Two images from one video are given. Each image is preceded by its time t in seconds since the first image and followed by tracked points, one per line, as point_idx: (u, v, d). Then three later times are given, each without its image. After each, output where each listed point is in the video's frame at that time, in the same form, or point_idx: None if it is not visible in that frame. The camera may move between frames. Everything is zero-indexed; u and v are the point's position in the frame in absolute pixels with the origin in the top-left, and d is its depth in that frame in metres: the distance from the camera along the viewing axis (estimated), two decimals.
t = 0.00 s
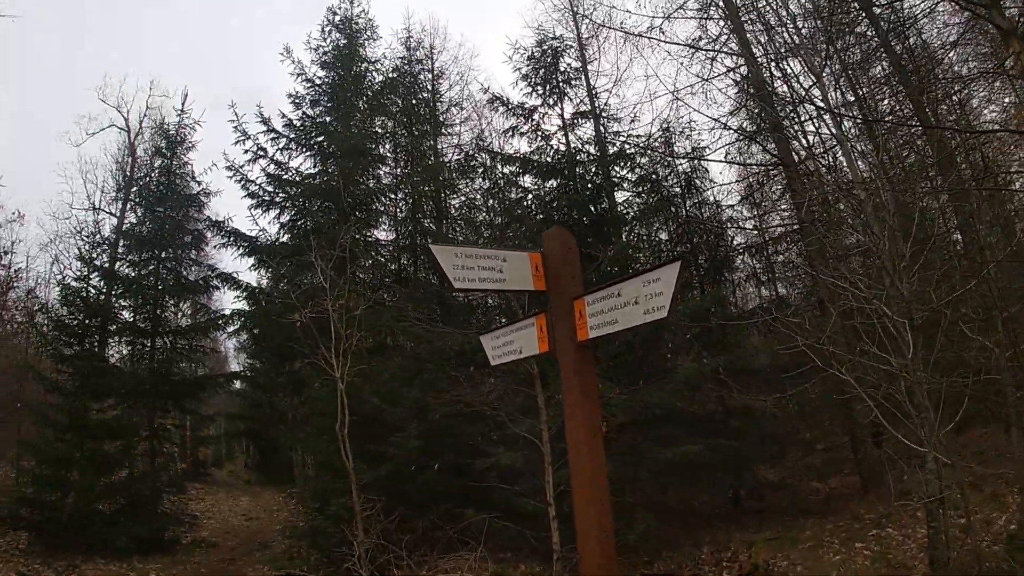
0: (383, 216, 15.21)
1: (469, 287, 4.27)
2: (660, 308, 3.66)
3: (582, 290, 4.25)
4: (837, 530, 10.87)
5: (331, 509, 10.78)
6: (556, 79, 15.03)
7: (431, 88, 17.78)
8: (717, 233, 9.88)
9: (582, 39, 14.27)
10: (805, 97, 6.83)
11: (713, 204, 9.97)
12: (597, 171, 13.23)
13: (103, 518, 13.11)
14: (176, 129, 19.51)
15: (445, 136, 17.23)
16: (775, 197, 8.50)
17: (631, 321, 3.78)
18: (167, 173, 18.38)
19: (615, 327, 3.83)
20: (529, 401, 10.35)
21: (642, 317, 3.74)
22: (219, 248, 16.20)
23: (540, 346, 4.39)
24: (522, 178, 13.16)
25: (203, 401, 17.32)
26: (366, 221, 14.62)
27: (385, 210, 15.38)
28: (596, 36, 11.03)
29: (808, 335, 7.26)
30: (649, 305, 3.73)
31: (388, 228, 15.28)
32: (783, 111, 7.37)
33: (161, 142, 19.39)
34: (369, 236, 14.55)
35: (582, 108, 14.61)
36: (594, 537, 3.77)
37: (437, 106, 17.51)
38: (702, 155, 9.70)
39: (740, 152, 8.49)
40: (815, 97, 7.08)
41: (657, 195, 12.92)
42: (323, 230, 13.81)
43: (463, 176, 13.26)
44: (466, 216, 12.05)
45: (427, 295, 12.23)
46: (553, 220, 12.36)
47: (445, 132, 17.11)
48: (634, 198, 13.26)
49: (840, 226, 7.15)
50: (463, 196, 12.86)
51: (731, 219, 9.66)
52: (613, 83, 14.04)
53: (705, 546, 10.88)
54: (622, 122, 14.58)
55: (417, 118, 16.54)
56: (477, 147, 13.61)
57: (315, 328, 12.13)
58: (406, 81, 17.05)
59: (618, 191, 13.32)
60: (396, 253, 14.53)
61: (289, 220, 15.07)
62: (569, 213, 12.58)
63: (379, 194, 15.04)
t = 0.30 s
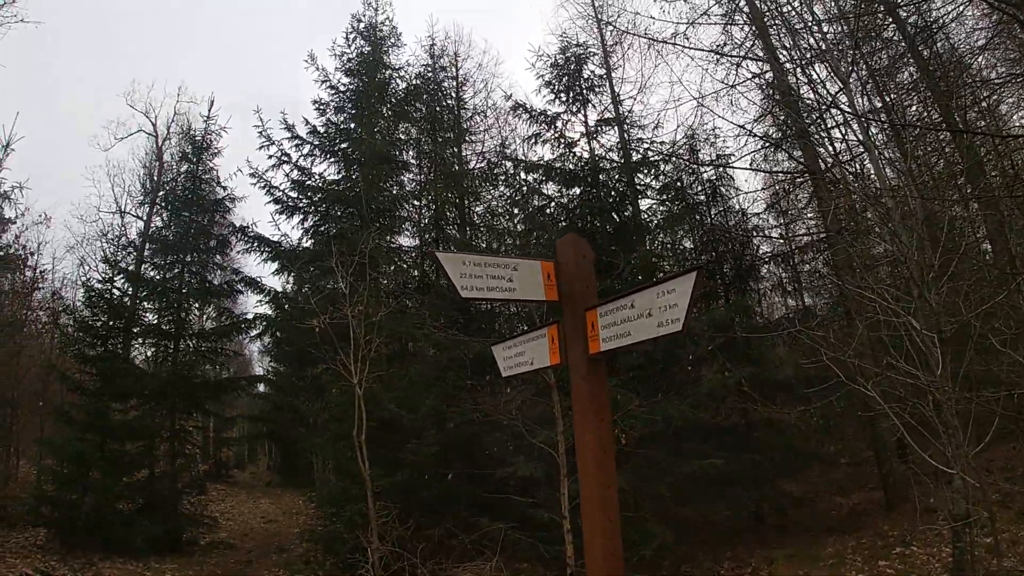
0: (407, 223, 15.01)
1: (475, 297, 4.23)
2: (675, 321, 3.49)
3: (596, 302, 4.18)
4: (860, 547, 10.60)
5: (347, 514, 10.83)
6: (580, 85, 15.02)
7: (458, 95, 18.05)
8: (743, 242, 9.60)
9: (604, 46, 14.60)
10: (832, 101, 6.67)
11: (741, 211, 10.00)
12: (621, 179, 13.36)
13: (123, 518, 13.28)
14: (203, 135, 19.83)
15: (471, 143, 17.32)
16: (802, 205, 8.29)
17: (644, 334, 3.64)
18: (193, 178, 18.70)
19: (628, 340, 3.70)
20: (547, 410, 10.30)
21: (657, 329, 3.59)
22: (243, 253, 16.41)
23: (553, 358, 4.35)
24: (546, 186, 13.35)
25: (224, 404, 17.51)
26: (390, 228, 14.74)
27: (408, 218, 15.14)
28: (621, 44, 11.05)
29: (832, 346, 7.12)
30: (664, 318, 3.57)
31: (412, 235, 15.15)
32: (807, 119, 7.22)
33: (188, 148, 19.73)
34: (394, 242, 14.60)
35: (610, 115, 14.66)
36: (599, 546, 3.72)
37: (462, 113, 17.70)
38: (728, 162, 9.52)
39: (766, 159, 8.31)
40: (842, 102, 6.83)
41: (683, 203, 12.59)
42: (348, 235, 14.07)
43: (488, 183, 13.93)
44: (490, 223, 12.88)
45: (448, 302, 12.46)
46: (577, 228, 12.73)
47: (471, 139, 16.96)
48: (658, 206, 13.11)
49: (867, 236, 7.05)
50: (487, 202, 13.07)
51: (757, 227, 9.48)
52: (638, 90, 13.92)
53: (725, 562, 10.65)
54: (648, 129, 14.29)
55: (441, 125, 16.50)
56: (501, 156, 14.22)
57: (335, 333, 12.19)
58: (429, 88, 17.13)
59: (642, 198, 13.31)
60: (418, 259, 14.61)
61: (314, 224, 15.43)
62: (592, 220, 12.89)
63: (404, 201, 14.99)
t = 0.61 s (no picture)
0: (432, 228, 15.04)
1: (476, 302, 4.18)
2: (681, 326, 3.47)
3: (604, 307, 4.16)
4: (893, 556, 10.31)
5: (371, 519, 10.89)
6: (602, 88, 14.98)
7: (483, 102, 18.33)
8: (771, 243, 9.46)
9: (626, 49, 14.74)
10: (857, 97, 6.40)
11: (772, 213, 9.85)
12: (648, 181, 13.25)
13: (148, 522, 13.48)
14: (229, 144, 20.18)
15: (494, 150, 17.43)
16: (829, 204, 8.10)
17: (650, 339, 3.60)
18: (221, 188, 19.03)
19: (635, 345, 3.65)
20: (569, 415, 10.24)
21: (663, 335, 3.56)
22: (269, 261, 16.62)
23: (561, 365, 4.29)
24: (571, 192, 13.13)
25: (252, 410, 17.76)
26: (416, 236, 14.41)
27: (434, 223, 15.32)
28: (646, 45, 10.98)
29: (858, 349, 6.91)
30: (671, 323, 3.55)
31: (439, 240, 15.21)
32: (834, 116, 7.07)
33: (215, 157, 20.08)
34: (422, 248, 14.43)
35: (634, 117, 14.70)
36: (606, 552, 3.67)
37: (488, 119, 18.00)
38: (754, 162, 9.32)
39: (794, 158, 8.20)
40: (868, 98, 6.59)
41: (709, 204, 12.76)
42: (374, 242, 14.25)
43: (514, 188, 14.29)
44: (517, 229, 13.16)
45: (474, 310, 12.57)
46: (601, 232, 12.63)
47: (495, 145, 17.66)
48: (684, 209, 13.14)
49: (894, 237, 6.84)
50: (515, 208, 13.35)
51: (784, 228, 9.31)
52: (661, 92, 13.83)
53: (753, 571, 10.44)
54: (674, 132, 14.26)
55: (464, 132, 16.90)
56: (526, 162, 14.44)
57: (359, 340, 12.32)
58: (454, 94, 17.39)
59: (670, 201, 13.26)
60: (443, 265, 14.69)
61: (339, 232, 15.47)
62: (615, 224, 12.84)
63: (429, 206, 15.01)
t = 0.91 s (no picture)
0: (475, 243, 15.17)
1: (490, 316, 4.18)
2: (692, 338, 3.38)
3: (621, 318, 4.11)
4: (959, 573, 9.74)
5: (414, 532, 10.98)
6: (639, 96, 14.88)
7: (523, 113, 18.36)
8: (817, 245, 9.21)
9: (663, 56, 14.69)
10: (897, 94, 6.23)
11: (819, 215, 9.59)
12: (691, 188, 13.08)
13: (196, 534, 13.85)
14: (276, 166, 20.88)
15: (535, 161, 17.47)
16: (875, 204, 7.78)
17: (663, 351, 3.52)
18: (267, 209, 19.63)
19: (648, 357, 3.59)
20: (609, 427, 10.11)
21: (675, 346, 3.47)
22: (317, 278, 17.06)
23: (580, 378, 4.22)
24: (616, 204, 13.19)
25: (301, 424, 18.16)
26: (459, 250, 14.68)
27: (477, 237, 15.30)
28: (680, 50, 10.81)
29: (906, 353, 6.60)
30: (683, 335, 3.45)
31: (482, 254, 15.26)
32: (876, 112, 6.89)
33: (262, 179, 20.75)
34: (466, 262, 14.72)
35: (675, 122, 14.54)
36: (621, 563, 3.69)
37: (530, 130, 18.03)
38: (799, 163, 9.10)
39: (837, 157, 8.02)
40: (911, 92, 6.39)
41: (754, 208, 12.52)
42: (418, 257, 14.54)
43: (556, 201, 14.69)
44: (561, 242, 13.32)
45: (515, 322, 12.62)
46: (643, 240, 12.29)
47: (537, 156, 17.36)
48: (727, 213, 12.99)
49: (941, 234, 6.54)
50: (555, 220, 14.43)
51: (831, 229, 9.02)
52: (701, 97, 13.72)
53: None
54: (715, 137, 14.04)
55: (504, 144, 16.61)
56: (566, 173, 14.55)
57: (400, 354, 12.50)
58: (492, 108, 17.23)
59: (712, 205, 13.23)
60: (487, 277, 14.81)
61: (383, 247, 15.91)
62: (657, 232, 12.47)
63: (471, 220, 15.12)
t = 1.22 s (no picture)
0: (504, 254, 15.30)
1: (509, 332, 4.18)
2: (711, 352, 3.30)
3: (642, 332, 4.04)
4: None
5: (444, 544, 10.98)
6: (666, 103, 14.80)
7: (551, 123, 18.43)
8: (850, 251, 9.01)
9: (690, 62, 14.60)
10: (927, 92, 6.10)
11: (852, 220, 9.39)
12: (722, 196, 12.98)
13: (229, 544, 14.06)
14: (308, 181, 21.33)
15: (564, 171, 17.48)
16: (910, 207, 7.56)
17: (682, 366, 3.44)
18: (299, 223, 20.00)
19: (668, 373, 3.52)
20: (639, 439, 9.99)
21: (694, 362, 3.39)
22: (348, 291, 17.32)
23: (603, 394, 4.18)
24: (645, 213, 13.17)
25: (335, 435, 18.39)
26: (489, 262, 14.86)
27: (505, 249, 15.41)
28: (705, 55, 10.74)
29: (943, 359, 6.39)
30: (702, 350, 3.37)
31: (511, 265, 15.38)
32: (907, 112, 6.74)
33: (294, 195, 21.17)
34: (496, 273, 14.81)
35: (703, 129, 14.43)
36: None
37: (559, 140, 18.09)
38: (831, 166, 8.93)
39: (869, 159, 7.82)
40: (942, 90, 6.25)
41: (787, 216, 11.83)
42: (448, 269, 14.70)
43: (582, 211, 14.24)
44: (588, 251, 13.40)
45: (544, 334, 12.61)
46: (673, 248, 12.20)
47: (565, 166, 17.16)
48: (758, 219, 12.72)
49: (976, 235, 6.36)
50: (583, 232, 13.96)
51: (865, 233, 8.81)
52: (728, 102, 13.54)
53: None
54: (744, 142, 13.85)
55: (531, 155, 16.52)
56: (593, 182, 14.52)
57: (430, 366, 12.56)
58: (521, 120, 17.19)
59: (743, 211, 12.98)
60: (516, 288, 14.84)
61: (413, 259, 16.11)
62: (688, 239, 12.12)
63: (501, 232, 15.15)
